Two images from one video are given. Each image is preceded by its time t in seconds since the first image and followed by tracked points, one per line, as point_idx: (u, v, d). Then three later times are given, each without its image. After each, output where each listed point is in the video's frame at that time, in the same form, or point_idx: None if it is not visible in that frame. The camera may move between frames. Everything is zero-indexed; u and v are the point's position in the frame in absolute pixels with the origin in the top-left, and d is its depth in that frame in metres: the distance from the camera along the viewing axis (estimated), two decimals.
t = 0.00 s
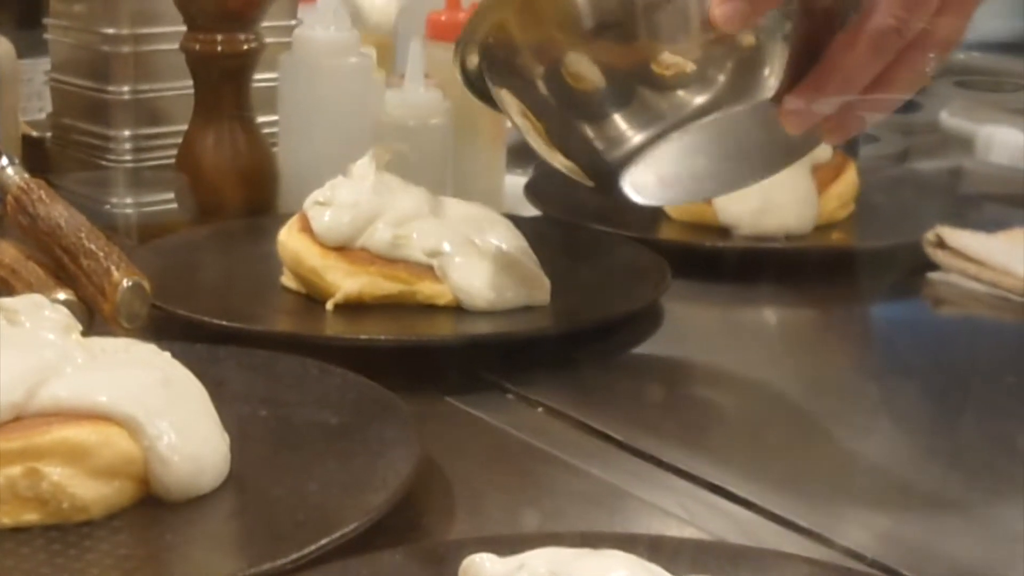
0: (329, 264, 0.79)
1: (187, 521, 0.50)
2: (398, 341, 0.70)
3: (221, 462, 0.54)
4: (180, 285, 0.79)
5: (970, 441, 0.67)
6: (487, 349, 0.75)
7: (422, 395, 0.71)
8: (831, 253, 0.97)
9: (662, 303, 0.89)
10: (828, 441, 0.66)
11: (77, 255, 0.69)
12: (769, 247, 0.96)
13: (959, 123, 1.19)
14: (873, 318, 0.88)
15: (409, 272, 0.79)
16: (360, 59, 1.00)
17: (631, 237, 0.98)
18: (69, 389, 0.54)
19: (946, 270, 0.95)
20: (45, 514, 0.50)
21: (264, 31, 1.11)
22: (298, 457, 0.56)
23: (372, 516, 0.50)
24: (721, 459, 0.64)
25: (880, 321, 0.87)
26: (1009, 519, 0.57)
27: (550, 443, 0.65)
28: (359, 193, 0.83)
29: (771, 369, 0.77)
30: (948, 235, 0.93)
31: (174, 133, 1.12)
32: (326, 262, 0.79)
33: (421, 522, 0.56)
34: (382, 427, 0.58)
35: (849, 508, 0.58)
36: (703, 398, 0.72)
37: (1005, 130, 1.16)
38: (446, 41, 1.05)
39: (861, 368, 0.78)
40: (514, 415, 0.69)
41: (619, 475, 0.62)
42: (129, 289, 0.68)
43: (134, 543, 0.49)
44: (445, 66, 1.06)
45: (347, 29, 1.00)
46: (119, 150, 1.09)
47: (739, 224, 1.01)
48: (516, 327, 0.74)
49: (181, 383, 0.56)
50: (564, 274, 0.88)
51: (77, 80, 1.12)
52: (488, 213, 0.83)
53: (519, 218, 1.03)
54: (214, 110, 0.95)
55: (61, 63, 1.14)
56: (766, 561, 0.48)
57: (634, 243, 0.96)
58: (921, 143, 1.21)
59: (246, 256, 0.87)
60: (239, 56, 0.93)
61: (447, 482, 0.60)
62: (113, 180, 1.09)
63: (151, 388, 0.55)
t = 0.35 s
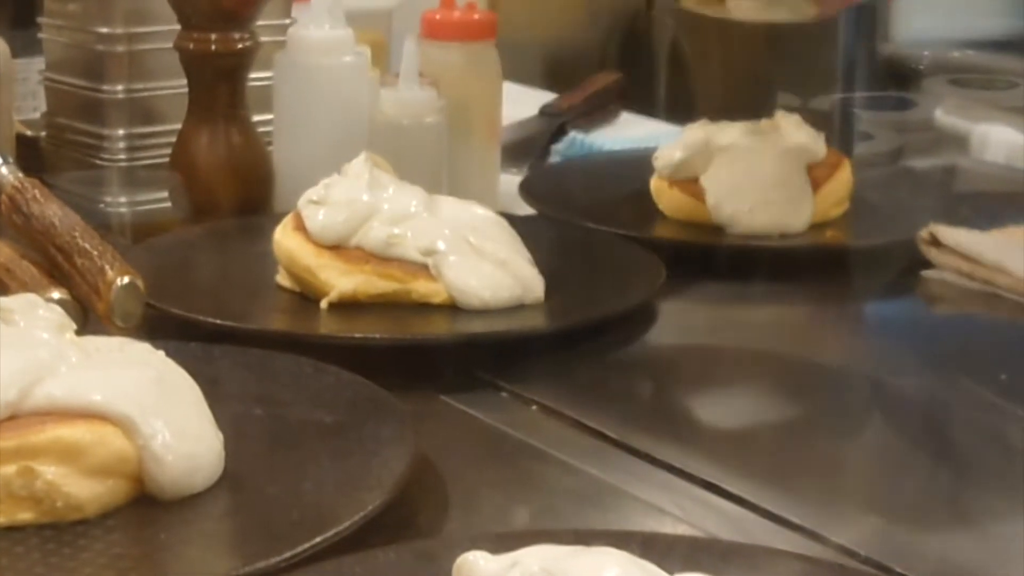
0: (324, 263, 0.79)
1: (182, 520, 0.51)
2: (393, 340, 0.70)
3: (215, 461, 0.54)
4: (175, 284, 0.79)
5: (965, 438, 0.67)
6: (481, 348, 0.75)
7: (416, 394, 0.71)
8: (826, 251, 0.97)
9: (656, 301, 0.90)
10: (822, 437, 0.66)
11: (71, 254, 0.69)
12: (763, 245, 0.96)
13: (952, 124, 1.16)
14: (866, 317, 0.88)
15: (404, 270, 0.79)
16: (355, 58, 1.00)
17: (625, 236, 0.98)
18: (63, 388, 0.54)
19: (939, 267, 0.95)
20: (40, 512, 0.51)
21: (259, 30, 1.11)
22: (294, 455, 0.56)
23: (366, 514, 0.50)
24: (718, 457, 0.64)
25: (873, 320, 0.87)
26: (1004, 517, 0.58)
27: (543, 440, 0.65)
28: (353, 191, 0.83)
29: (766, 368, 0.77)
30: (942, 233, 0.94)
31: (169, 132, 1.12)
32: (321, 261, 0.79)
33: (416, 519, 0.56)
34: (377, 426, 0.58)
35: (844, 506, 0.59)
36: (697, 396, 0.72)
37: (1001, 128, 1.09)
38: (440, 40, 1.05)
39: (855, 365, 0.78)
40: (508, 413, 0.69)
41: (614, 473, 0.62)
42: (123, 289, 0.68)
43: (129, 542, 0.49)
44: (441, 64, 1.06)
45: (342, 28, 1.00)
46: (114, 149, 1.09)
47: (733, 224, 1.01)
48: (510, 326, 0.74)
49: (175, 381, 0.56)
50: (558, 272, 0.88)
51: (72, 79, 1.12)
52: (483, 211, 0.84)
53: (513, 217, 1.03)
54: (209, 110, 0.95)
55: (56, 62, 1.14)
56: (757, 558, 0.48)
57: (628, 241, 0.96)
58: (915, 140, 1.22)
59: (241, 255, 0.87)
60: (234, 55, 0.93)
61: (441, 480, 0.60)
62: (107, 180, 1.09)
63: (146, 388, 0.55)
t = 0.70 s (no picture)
0: (317, 261, 0.79)
1: (175, 517, 0.51)
2: (386, 338, 0.70)
3: (208, 458, 0.54)
4: (168, 283, 0.79)
5: (957, 434, 0.67)
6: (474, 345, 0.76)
7: (409, 391, 0.71)
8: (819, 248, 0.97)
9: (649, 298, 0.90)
10: (816, 433, 0.67)
11: (64, 253, 0.69)
12: (757, 242, 0.96)
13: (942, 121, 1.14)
14: (861, 313, 0.88)
15: (397, 268, 0.79)
16: (348, 56, 1.01)
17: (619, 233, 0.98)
18: (56, 386, 0.54)
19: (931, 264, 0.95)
20: (33, 510, 0.51)
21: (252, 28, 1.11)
22: (287, 453, 0.56)
23: (358, 512, 0.50)
24: (712, 454, 0.64)
25: (867, 317, 0.87)
26: (997, 513, 0.58)
27: (536, 437, 0.66)
28: (346, 189, 0.83)
29: (759, 364, 0.77)
30: (936, 229, 0.94)
31: (162, 131, 1.12)
32: (313, 259, 0.79)
33: (409, 516, 0.56)
34: (369, 423, 0.59)
35: (838, 502, 0.59)
36: (690, 392, 0.72)
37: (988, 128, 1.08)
38: (434, 37, 1.05)
39: (848, 361, 0.78)
40: (501, 410, 0.69)
41: (608, 470, 0.62)
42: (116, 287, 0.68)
43: (121, 539, 0.49)
44: (435, 62, 1.06)
45: (337, 26, 1.01)
46: (107, 148, 1.10)
47: (728, 219, 1.00)
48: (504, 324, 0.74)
49: (168, 379, 0.56)
50: (552, 269, 0.88)
51: (65, 77, 1.12)
52: (476, 208, 0.84)
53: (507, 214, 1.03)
54: (202, 108, 0.95)
55: (49, 61, 1.14)
56: (747, 553, 0.48)
57: (621, 238, 0.96)
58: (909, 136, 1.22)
59: (234, 253, 0.87)
60: (228, 54, 0.93)
61: (433, 476, 0.60)
62: (100, 178, 1.09)
63: (138, 385, 0.55)
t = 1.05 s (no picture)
0: (310, 259, 0.79)
1: (169, 515, 0.51)
2: (380, 335, 0.70)
3: (201, 456, 0.54)
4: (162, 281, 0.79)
5: (948, 430, 0.67)
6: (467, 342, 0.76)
7: (403, 389, 0.71)
8: (813, 246, 0.97)
9: (644, 295, 0.90)
10: (809, 430, 0.67)
11: (58, 251, 0.69)
12: (751, 240, 0.96)
13: (944, 119, 1.20)
14: (854, 310, 0.88)
15: (391, 266, 0.79)
16: (341, 54, 1.00)
17: (613, 230, 0.98)
18: (49, 384, 0.54)
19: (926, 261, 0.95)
20: (26, 508, 0.51)
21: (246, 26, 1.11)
22: (280, 451, 0.56)
23: (351, 508, 0.50)
24: (704, 450, 0.64)
25: (861, 314, 0.87)
26: (988, 510, 0.58)
27: (529, 434, 0.66)
28: (339, 187, 0.83)
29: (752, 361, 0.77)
30: (931, 228, 0.94)
31: (155, 129, 1.12)
32: (307, 256, 0.79)
33: (401, 513, 0.56)
34: (363, 420, 0.59)
35: (831, 498, 0.59)
36: (683, 390, 0.72)
37: (990, 123, 1.15)
38: (429, 36, 1.05)
39: (841, 359, 0.78)
40: (495, 408, 0.69)
41: (601, 468, 0.62)
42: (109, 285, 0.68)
43: (115, 537, 0.49)
44: (430, 60, 1.06)
45: (330, 23, 1.00)
46: (101, 146, 1.10)
47: (723, 216, 1.00)
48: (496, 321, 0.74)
49: (161, 376, 0.57)
50: (546, 267, 0.88)
51: (58, 77, 1.12)
52: (470, 206, 0.84)
53: (501, 212, 1.03)
54: (196, 106, 0.96)
55: (43, 60, 1.14)
56: (740, 548, 0.48)
57: (616, 236, 0.96)
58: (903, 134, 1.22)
59: (227, 250, 0.87)
60: (223, 52, 0.94)
61: (426, 473, 0.60)
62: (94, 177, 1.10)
63: (131, 384, 0.55)
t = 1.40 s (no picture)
0: (305, 259, 0.79)
1: (163, 516, 0.51)
2: (375, 336, 0.70)
3: (195, 457, 0.54)
4: (156, 282, 0.79)
5: (941, 429, 0.68)
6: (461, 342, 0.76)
7: (397, 389, 0.72)
8: (806, 245, 0.97)
9: (638, 295, 0.90)
10: (803, 429, 0.67)
11: (52, 252, 0.69)
12: (745, 240, 0.96)
13: (938, 120, 1.22)
14: (848, 309, 0.88)
15: (386, 266, 0.79)
16: (335, 55, 1.01)
17: (606, 230, 0.98)
18: (43, 385, 0.54)
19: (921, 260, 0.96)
20: (20, 509, 0.51)
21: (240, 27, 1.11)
22: (274, 451, 0.56)
23: (345, 509, 0.50)
24: (698, 450, 0.64)
25: (855, 313, 0.87)
26: (982, 508, 0.58)
27: (523, 434, 0.66)
28: (333, 188, 0.83)
29: (746, 361, 0.77)
30: (925, 227, 0.94)
31: (149, 130, 1.12)
32: (301, 257, 0.79)
33: (395, 513, 0.56)
34: (357, 421, 0.59)
35: (825, 498, 0.59)
36: (677, 389, 0.73)
37: (985, 124, 1.16)
38: (422, 36, 1.05)
39: (836, 357, 0.78)
40: (489, 408, 0.69)
41: (595, 467, 0.62)
42: (103, 287, 0.68)
43: (109, 537, 0.49)
44: (424, 60, 1.06)
45: (323, 24, 1.01)
46: (94, 148, 1.09)
47: (718, 216, 1.01)
48: (491, 321, 0.74)
49: (155, 377, 0.57)
50: (540, 267, 0.88)
51: (51, 78, 1.12)
52: (464, 206, 0.84)
53: (496, 212, 1.03)
54: (190, 108, 0.96)
55: (36, 61, 1.14)
56: (735, 548, 0.48)
57: (610, 236, 0.96)
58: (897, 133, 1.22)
59: (221, 251, 0.87)
60: (217, 52, 0.94)
61: (421, 474, 0.60)
62: (88, 181, 1.09)
63: (125, 384, 0.55)
